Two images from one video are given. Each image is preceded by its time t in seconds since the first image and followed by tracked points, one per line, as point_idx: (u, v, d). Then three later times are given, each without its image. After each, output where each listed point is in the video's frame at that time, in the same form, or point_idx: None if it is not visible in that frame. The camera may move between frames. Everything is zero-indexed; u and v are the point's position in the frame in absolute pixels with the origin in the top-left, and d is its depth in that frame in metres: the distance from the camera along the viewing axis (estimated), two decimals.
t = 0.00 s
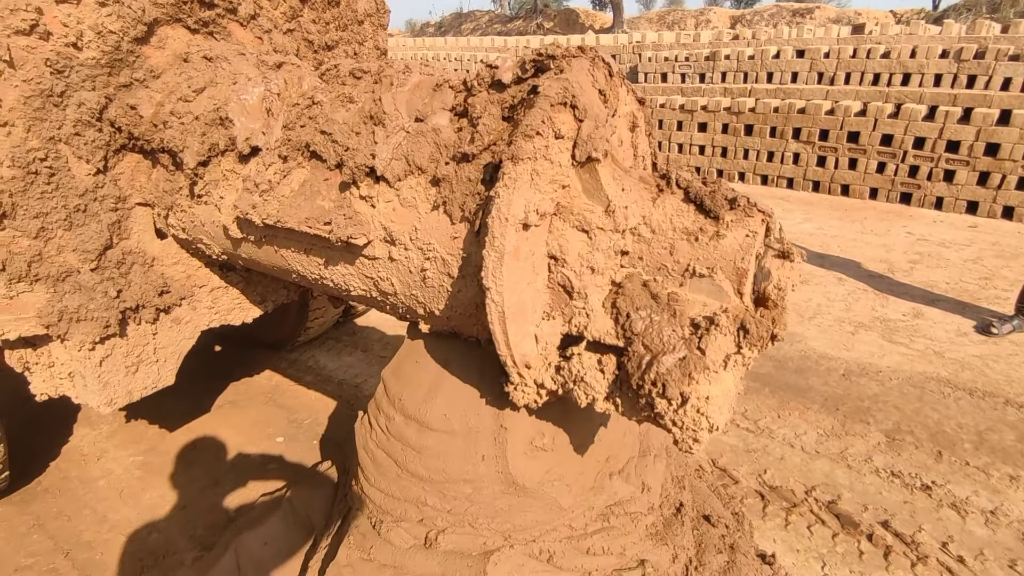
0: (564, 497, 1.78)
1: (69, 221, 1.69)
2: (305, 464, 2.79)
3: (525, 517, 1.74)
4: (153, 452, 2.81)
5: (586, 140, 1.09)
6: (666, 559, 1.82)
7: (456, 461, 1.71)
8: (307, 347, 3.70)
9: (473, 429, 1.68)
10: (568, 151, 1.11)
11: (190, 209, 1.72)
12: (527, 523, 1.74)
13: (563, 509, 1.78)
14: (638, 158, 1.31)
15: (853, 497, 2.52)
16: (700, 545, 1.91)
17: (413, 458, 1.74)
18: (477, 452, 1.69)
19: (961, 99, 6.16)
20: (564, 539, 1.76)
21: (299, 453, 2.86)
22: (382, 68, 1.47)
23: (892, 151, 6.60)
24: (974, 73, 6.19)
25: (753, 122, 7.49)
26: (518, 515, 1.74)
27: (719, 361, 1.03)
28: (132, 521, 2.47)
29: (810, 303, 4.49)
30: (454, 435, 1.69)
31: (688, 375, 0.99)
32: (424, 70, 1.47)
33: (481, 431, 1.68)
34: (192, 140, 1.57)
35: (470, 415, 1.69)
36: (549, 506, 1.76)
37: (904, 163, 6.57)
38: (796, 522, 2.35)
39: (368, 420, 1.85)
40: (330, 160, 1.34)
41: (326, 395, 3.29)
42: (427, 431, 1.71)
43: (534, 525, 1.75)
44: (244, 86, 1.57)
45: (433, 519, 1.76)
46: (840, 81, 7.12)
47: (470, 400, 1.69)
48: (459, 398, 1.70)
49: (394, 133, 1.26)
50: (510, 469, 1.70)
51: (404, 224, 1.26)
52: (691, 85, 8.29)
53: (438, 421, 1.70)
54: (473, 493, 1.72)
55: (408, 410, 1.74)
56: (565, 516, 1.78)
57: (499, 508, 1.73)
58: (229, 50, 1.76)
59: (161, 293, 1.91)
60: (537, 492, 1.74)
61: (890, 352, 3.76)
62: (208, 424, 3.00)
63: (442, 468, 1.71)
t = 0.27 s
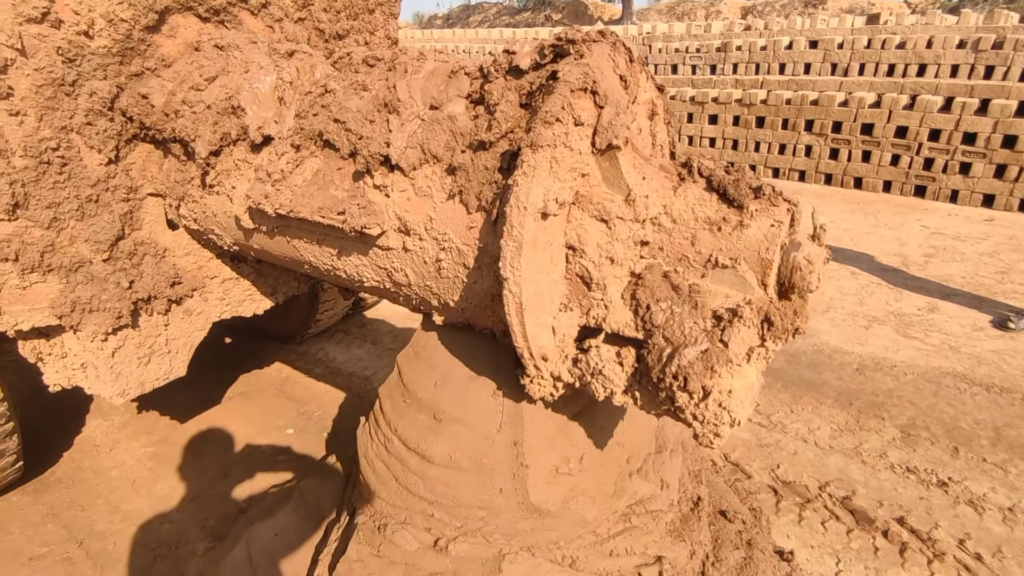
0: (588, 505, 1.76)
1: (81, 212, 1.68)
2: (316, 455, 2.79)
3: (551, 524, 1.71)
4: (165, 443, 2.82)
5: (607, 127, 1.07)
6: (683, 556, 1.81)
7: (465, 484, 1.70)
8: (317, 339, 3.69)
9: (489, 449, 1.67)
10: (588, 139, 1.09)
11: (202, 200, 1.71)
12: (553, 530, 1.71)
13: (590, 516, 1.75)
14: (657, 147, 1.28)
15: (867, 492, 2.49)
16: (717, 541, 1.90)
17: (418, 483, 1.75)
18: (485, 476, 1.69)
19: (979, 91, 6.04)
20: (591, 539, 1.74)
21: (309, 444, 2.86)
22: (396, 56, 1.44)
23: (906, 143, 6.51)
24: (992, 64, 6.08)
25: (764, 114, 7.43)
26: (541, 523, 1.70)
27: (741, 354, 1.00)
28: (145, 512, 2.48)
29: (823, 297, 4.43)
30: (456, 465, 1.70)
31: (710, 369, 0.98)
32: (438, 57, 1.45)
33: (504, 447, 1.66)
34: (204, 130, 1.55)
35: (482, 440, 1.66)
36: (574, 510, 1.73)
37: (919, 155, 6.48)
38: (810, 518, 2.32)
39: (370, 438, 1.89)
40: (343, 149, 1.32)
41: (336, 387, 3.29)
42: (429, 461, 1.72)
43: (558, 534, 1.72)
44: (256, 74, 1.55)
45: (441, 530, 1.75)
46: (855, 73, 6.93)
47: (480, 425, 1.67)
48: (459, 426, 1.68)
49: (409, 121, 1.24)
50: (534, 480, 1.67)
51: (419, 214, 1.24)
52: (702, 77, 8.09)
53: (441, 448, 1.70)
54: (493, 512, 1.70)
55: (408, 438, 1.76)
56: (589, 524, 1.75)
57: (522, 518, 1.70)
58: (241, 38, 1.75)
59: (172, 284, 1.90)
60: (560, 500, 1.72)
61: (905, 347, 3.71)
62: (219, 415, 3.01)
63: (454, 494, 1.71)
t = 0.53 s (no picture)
0: (597, 505, 1.76)
1: (83, 202, 1.69)
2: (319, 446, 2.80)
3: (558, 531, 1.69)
4: (169, 432, 2.84)
5: (611, 118, 1.06)
6: (687, 549, 1.82)
7: (463, 497, 1.71)
8: (320, 330, 3.70)
9: (487, 466, 1.67)
10: (591, 129, 1.08)
11: (204, 190, 1.70)
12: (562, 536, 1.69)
13: (600, 516, 1.76)
14: (661, 138, 1.27)
15: (870, 484, 2.49)
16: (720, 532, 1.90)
17: (407, 496, 1.77)
18: (485, 488, 1.68)
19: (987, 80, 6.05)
20: (602, 539, 1.74)
21: (312, 435, 2.87)
22: (398, 45, 1.43)
23: (912, 133, 6.47)
24: (1001, 53, 6.08)
25: (770, 104, 7.34)
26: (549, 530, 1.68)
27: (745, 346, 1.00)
28: (150, 501, 2.50)
29: (827, 289, 4.42)
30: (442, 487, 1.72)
31: (713, 361, 0.97)
32: (441, 46, 1.44)
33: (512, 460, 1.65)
34: (206, 121, 1.55)
35: (473, 464, 1.68)
36: (585, 514, 1.74)
37: (926, 146, 6.43)
38: (812, 509, 2.33)
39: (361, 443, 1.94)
40: (345, 139, 1.32)
41: (338, 378, 3.30)
42: (416, 481, 1.76)
43: (569, 543, 1.70)
44: (257, 64, 1.54)
45: (440, 529, 1.72)
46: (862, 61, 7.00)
47: (478, 445, 1.67)
48: (445, 452, 1.69)
49: (411, 111, 1.23)
50: (543, 485, 1.66)
51: (421, 205, 1.24)
52: (707, 66, 8.07)
53: (433, 460, 1.72)
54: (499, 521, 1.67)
55: (397, 455, 1.80)
56: (599, 529, 1.75)
57: (529, 523, 1.67)
58: (243, 28, 1.75)
59: (175, 275, 1.90)
60: (569, 506, 1.72)
61: (909, 339, 3.70)
62: (223, 406, 3.02)
63: (450, 507, 1.71)
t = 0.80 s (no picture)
0: (605, 502, 1.76)
1: (83, 186, 1.68)
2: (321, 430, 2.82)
3: (565, 533, 1.67)
4: (172, 417, 2.86)
5: (612, 98, 1.04)
6: (690, 531, 1.84)
7: (462, 502, 1.71)
8: (321, 316, 3.71)
9: (489, 483, 1.68)
10: (593, 110, 1.07)
11: (203, 174, 1.69)
12: (570, 537, 1.67)
13: (608, 511, 1.75)
14: (663, 119, 1.26)
15: (868, 467, 2.51)
16: (721, 513, 1.93)
17: (399, 493, 1.79)
18: (486, 496, 1.68)
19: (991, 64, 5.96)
20: (609, 531, 1.73)
21: (314, 419, 2.89)
22: (398, 26, 1.42)
23: (915, 119, 6.43)
24: (1005, 37, 6.03)
25: (772, 88, 7.32)
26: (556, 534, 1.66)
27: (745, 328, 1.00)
28: (154, 484, 2.52)
29: (827, 274, 4.42)
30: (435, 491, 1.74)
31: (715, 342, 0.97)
32: (441, 27, 1.42)
33: (516, 473, 1.65)
34: (206, 104, 1.54)
35: (468, 480, 1.70)
36: (593, 511, 1.73)
37: (928, 131, 6.40)
38: (810, 492, 2.35)
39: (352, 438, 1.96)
40: (344, 122, 1.31)
41: (340, 363, 3.32)
42: (406, 482, 1.78)
43: (579, 541, 1.68)
44: (256, 46, 1.53)
45: (438, 521, 1.73)
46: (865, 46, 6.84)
47: (478, 459, 1.68)
48: (437, 466, 1.72)
49: (411, 93, 1.22)
50: (550, 494, 1.66)
51: (422, 187, 1.23)
52: (709, 50, 7.88)
53: (429, 460, 1.73)
54: (504, 527, 1.66)
55: (386, 457, 1.83)
56: (608, 527, 1.73)
57: (536, 524, 1.66)
58: (240, 9, 1.73)
59: (176, 260, 1.90)
60: (575, 509, 1.71)
61: (909, 324, 3.71)
62: (225, 391, 3.04)
63: (448, 508, 1.72)
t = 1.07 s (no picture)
0: (608, 483, 1.80)
1: (82, 159, 1.68)
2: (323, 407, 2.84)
3: (568, 517, 1.71)
4: (175, 394, 2.88)
5: (612, 60, 1.04)
6: (689, 500, 1.87)
7: (460, 488, 1.75)
8: (322, 296, 3.72)
9: (490, 476, 1.71)
10: (592, 74, 1.07)
11: (202, 147, 1.69)
12: (573, 520, 1.70)
13: (611, 492, 1.79)
14: (662, 86, 1.25)
15: (864, 441, 2.53)
16: (720, 482, 1.94)
17: (394, 474, 1.84)
18: (489, 485, 1.72)
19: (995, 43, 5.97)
20: (615, 506, 1.77)
21: (316, 396, 2.91)
22: None
23: (919, 99, 6.38)
24: (1010, 16, 6.00)
25: (774, 69, 7.24)
26: (561, 518, 1.70)
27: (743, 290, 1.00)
28: (158, 459, 2.55)
29: (828, 254, 4.41)
30: (430, 477, 1.78)
31: (711, 303, 0.97)
32: None
33: (520, 463, 1.69)
34: (204, 74, 1.53)
35: (466, 471, 1.73)
36: (597, 492, 1.77)
37: (931, 112, 6.36)
38: (807, 465, 2.38)
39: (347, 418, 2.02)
40: (343, 90, 1.31)
41: (341, 342, 3.34)
42: (399, 465, 1.84)
43: (584, 521, 1.71)
44: (253, 15, 1.51)
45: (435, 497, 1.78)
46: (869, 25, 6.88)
47: (477, 452, 1.72)
48: (429, 459, 1.78)
49: (410, 59, 1.21)
50: (555, 480, 1.70)
51: (421, 154, 1.23)
52: (711, 30, 7.92)
53: (427, 441, 1.77)
54: (506, 511, 1.70)
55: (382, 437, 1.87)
56: (612, 508, 1.77)
57: (540, 509, 1.69)
58: None
59: (177, 234, 1.90)
60: (579, 492, 1.75)
61: (908, 303, 3.72)
62: (227, 369, 3.06)
63: (444, 491, 1.76)
